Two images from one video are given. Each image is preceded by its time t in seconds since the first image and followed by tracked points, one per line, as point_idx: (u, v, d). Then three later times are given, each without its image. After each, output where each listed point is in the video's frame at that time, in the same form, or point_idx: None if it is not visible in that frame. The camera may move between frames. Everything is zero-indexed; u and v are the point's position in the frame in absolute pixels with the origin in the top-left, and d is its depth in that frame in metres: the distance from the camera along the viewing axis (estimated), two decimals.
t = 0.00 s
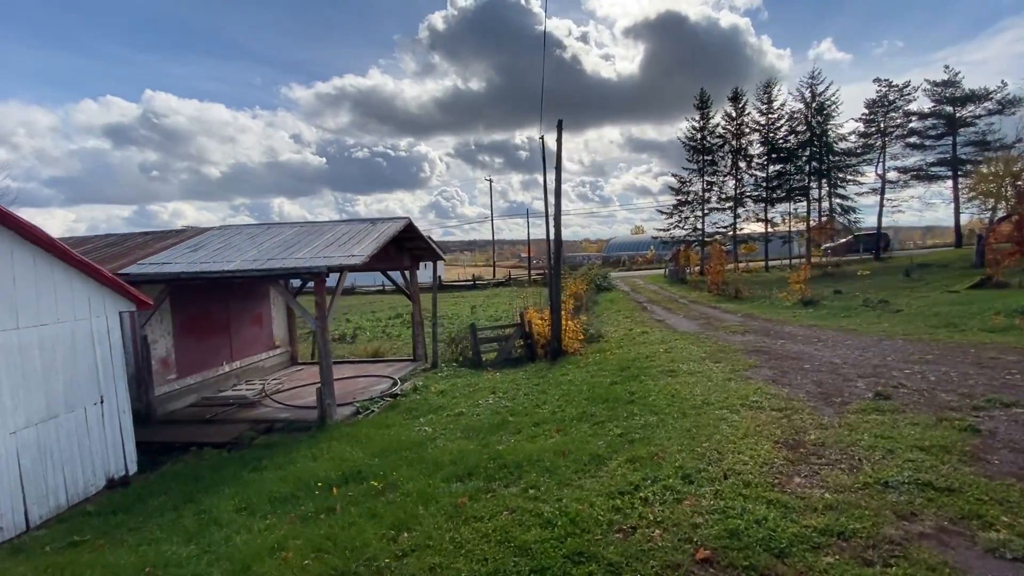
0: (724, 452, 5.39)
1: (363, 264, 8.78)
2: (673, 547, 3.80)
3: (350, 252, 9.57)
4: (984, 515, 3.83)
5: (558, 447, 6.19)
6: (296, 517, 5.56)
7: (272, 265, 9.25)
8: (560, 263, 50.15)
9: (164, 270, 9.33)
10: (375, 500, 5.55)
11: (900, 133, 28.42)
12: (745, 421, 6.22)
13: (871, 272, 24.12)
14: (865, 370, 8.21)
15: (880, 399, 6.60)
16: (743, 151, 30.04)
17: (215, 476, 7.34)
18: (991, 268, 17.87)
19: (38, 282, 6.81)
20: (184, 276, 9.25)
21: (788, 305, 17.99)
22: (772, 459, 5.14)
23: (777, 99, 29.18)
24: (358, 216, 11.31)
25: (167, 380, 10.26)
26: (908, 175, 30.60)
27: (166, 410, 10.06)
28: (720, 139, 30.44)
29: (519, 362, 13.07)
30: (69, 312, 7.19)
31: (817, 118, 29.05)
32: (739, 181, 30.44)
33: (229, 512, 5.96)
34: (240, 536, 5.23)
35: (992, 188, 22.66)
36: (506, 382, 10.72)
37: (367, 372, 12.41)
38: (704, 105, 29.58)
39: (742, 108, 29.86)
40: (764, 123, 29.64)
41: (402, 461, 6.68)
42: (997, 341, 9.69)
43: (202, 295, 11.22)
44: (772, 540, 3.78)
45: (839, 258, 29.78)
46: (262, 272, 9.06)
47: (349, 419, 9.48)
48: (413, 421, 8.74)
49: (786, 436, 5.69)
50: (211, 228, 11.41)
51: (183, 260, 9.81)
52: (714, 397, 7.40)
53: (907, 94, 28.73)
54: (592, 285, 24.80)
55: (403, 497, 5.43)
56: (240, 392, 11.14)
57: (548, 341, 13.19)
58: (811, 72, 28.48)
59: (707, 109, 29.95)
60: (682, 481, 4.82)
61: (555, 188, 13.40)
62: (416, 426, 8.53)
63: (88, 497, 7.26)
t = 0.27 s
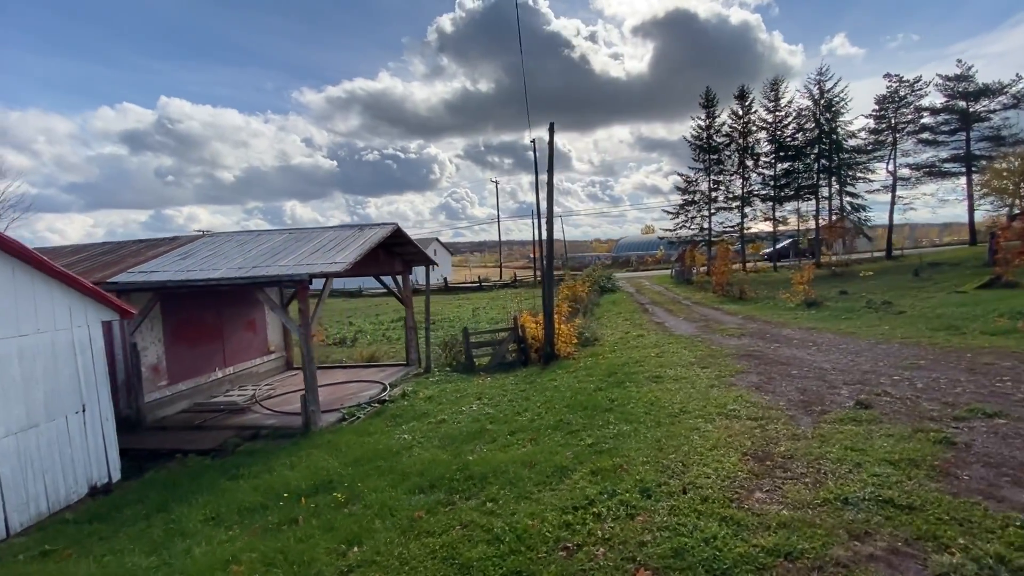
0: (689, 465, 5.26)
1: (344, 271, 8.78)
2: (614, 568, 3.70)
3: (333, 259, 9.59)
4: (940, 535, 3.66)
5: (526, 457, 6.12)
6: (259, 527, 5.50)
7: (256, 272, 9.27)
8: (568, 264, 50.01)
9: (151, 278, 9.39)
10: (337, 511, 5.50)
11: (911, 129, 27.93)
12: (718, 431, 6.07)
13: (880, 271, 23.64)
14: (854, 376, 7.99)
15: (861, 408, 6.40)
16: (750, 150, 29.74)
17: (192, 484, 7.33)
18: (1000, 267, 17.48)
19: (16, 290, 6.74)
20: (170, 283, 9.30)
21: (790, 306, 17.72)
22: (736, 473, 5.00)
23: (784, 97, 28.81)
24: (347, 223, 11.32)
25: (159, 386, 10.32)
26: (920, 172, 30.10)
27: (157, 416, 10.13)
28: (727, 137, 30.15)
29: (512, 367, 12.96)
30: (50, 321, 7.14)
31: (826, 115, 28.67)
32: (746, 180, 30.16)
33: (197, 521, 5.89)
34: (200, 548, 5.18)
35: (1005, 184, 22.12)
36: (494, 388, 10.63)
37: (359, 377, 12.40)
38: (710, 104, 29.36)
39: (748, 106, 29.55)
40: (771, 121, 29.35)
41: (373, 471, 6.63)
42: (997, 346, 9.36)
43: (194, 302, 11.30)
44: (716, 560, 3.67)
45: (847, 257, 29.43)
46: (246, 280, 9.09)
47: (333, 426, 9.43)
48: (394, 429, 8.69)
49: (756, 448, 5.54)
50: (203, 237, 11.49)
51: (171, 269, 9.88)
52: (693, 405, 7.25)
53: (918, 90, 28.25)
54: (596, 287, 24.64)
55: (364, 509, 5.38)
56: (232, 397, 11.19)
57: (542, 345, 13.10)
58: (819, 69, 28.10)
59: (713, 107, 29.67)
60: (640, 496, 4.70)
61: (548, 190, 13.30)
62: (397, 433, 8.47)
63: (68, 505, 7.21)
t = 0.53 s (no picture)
0: (642, 470, 5.23)
1: (319, 277, 8.82)
2: None
3: (311, 265, 9.66)
4: (872, 544, 3.61)
5: (487, 462, 6.12)
6: (217, 534, 5.54)
7: (234, 278, 9.33)
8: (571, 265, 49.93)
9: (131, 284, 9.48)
10: (293, 517, 5.53)
11: (913, 125, 27.72)
12: (680, 435, 6.03)
13: (881, 270, 23.37)
14: (827, 379, 7.90)
15: (826, 411, 6.33)
16: (751, 148, 29.55)
17: (163, 491, 7.39)
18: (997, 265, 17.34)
19: None
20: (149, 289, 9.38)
21: (785, 306, 17.61)
22: (687, 478, 4.96)
23: (784, 94, 28.59)
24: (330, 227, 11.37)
25: (141, 391, 10.50)
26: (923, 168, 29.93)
27: (140, 421, 10.29)
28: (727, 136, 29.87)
29: (499, 369, 12.89)
30: (23, 328, 7.25)
31: (826, 113, 28.49)
32: (747, 178, 29.93)
33: (160, 528, 5.94)
34: (155, 555, 5.22)
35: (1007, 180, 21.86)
36: (475, 391, 10.61)
37: (345, 381, 12.45)
38: (709, 103, 29.21)
39: (748, 104, 29.24)
40: (771, 119, 29.17)
41: (338, 476, 6.66)
42: (980, 346, 9.25)
43: (178, 307, 11.49)
44: (644, 569, 3.64)
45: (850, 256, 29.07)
46: (222, 285, 9.17)
47: (313, 430, 9.47)
48: (371, 433, 8.71)
49: (712, 452, 5.50)
50: (187, 243, 11.60)
51: (152, 276, 9.98)
52: (662, 409, 7.19)
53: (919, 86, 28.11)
54: (593, 288, 24.56)
55: (319, 515, 5.40)
56: (217, 402, 11.31)
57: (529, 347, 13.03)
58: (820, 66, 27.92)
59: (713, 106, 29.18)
60: (586, 502, 4.69)
61: (535, 191, 13.29)
62: (372, 437, 8.48)
63: (42, 510, 7.30)
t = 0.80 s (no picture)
0: (592, 481, 5.19)
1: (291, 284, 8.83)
2: None
3: (286, 271, 9.68)
4: (800, 563, 3.57)
5: (444, 472, 6.10)
6: (171, 546, 5.56)
7: (209, 286, 9.35)
8: (572, 265, 49.83)
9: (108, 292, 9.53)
10: (246, 529, 5.55)
11: (912, 125, 27.59)
12: (638, 445, 5.99)
13: (877, 272, 23.26)
14: (799, 386, 7.84)
15: (789, 420, 6.27)
16: (748, 149, 29.48)
17: (131, 500, 7.44)
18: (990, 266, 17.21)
19: None
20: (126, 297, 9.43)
21: (776, 308, 17.50)
22: (634, 490, 4.92)
23: (782, 95, 28.49)
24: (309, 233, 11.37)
25: (120, 397, 10.59)
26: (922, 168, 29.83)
27: (119, 427, 10.38)
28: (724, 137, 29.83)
29: (483, 373, 12.79)
30: None
31: (824, 113, 28.40)
32: (745, 179, 29.79)
33: (119, 540, 5.97)
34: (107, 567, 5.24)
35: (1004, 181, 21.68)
36: (454, 396, 10.60)
37: (328, 386, 12.45)
38: (706, 104, 29.16)
39: (745, 104, 29.16)
40: (768, 120, 29.09)
41: (300, 486, 6.67)
42: (958, 352, 9.16)
43: (160, 313, 11.57)
44: None
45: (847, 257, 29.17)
46: (196, 292, 9.20)
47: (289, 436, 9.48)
48: (344, 440, 8.72)
49: (666, 463, 5.45)
50: (169, 249, 11.66)
51: (130, 283, 10.02)
52: (629, 416, 7.14)
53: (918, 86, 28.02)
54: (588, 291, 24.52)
55: (271, 527, 5.41)
56: (198, 407, 11.35)
57: (513, 350, 12.94)
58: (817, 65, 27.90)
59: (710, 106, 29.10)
60: (529, 516, 4.66)
61: (519, 194, 13.24)
62: (343, 444, 8.48)
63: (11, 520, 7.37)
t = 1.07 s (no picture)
0: (541, 490, 5.13)
1: (265, 288, 8.84)
2: None
3: (262, 275, 9.71)
4: None
5: (400, 479, 6.07)
6: (124, 553, 5.58)
7: (184, 290, 9.37)
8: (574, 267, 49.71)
9: (87, 296, 9.59)
10: (198, 536, 5.55)
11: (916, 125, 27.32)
12: (595, 452, 5.91)
13: (876, 275, 23.04)
14: (771, 392, 7.71)
15: (751, 428, 6.16)
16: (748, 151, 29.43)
17: (98, 505, 7.45)
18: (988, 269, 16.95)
19: None
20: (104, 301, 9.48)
21: (770, 311, 17.30)
22: (580, 500, 4.86)
23: (781, 96, 28.40)
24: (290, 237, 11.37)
25: (102, 401, 10.63)
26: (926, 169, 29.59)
27: (100, 430, 10.43)
28: (724, 138, 29.80)
29: (468, 377, 12.68)
30: None
31: (824, 114, 28.41)
32: (745, 181, 29.74)
33: (76, 546, 6.00)
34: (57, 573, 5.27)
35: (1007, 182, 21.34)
36: (433, 400, 10.54)
37: (311, 390, 12.42)
38: (705, 105, 29.12)
39: (745, 106, 29.12)
40: (769, 121, 29.02)
41: (262, 492, 6.67)
42: (941, 357, 8.98)
43: (143, 317, 11.63)
44: None
45: (848, 259, 29.01)
46: (172, 296, 9.24)
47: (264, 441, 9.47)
48: (316, 444, 8.70)
49: (619, 471, 5.38)
50: (153, 253, 11.73)
51: (110, 287, 10.08)
52: (594, 422, 7.07)
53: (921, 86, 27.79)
54: (585, 293, 24.44)
55: (221, 535, 5.41)
56: (181, 410, 11.35)
57: (499, 353, 12.82)
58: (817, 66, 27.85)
59: (709, 108, 29.22)
60: (470, 526, 4.61)
61: (505, 196, 13.17)
62: (314, 449, 8.44)
63: None
